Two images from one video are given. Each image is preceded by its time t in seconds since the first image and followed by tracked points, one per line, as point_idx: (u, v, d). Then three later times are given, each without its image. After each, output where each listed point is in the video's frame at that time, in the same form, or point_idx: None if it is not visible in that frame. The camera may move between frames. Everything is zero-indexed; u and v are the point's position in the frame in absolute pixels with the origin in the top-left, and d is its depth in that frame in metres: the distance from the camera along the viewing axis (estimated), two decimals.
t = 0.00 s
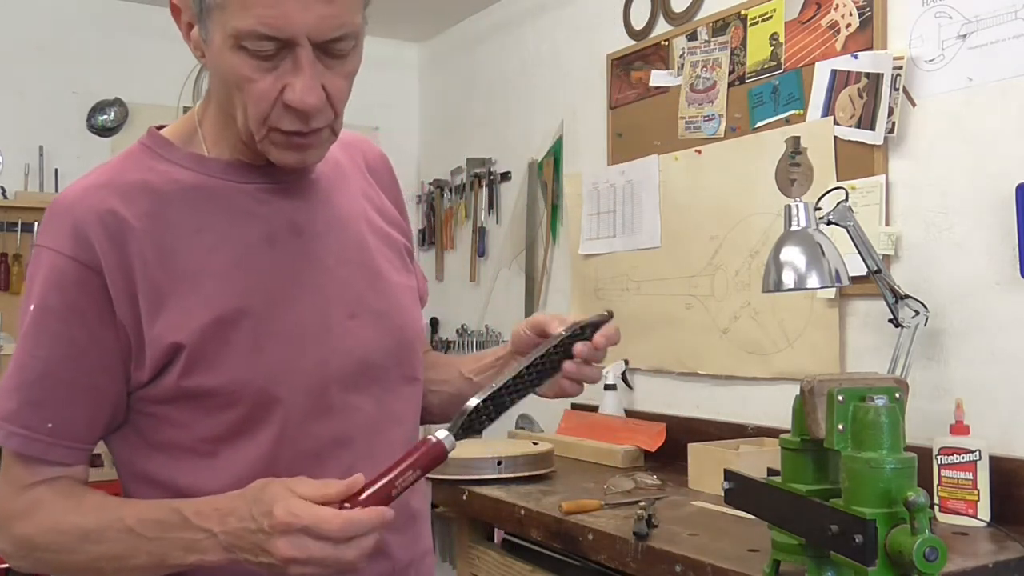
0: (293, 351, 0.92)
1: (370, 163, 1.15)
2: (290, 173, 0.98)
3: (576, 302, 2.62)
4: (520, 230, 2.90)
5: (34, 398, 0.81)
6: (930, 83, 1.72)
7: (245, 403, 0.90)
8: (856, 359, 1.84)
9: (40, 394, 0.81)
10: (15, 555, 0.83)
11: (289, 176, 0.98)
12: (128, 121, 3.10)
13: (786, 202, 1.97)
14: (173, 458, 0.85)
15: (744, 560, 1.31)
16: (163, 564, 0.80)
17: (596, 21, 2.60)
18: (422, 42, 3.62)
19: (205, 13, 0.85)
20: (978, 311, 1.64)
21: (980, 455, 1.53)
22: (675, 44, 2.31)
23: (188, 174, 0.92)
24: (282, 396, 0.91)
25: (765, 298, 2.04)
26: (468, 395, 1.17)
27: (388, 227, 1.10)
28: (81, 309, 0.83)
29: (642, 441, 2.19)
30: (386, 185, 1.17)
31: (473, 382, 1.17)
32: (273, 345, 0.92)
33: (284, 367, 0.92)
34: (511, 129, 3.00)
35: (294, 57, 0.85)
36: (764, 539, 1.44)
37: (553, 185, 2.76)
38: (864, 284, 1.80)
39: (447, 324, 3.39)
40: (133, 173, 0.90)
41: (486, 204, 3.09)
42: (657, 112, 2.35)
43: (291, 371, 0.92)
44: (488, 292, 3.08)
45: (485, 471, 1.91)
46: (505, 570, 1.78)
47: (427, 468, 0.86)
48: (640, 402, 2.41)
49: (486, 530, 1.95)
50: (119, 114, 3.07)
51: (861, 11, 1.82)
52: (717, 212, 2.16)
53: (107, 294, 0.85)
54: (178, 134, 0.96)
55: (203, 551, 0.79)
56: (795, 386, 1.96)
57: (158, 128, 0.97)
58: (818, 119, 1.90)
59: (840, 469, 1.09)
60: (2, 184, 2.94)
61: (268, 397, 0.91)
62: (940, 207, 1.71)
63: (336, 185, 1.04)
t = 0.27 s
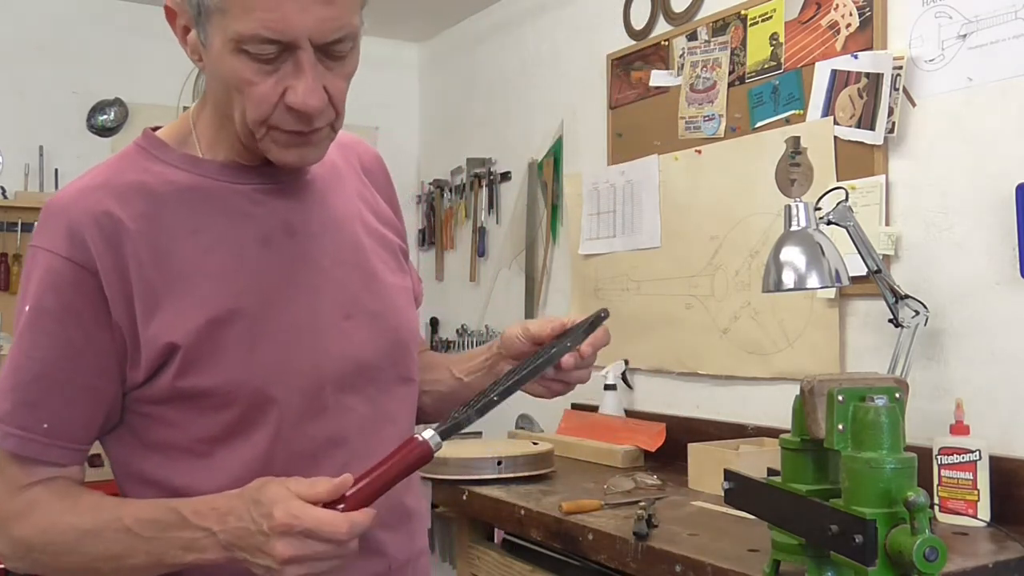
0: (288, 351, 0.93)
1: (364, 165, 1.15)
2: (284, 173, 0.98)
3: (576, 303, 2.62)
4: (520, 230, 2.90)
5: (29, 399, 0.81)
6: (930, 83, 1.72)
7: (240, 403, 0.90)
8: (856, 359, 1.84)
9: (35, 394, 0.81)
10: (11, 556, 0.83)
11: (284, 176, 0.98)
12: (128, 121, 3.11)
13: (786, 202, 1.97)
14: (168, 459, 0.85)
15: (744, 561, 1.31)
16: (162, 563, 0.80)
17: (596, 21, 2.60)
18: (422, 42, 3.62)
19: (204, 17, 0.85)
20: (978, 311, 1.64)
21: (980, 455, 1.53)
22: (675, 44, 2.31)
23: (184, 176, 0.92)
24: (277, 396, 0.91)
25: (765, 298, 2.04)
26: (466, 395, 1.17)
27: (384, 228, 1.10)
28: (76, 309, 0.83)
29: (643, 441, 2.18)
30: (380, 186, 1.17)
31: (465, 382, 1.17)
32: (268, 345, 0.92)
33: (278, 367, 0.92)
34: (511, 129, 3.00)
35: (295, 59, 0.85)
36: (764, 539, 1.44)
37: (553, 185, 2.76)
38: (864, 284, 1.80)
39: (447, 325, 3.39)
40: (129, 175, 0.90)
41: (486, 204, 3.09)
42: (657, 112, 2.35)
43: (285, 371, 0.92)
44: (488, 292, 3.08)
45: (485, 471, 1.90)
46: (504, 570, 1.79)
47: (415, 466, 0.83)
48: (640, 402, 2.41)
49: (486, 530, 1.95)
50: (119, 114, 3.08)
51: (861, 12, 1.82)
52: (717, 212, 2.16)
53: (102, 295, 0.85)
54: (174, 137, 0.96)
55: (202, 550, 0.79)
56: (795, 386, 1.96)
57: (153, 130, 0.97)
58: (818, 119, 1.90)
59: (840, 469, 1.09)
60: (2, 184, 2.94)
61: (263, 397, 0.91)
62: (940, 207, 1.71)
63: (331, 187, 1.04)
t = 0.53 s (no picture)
0: (284, 350, 0.93)
1: (358, 167, 1.15)
2: (278, 174, 0.98)
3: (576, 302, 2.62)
4: (519, 230, 2.90)
5: (27, 400, 0.81)
6: (930, 84, 1.72)
7: (236, 403, 0.90)
8: (856, 359, 1.84)
9: (32, 396, 0.81)
10: (9, 556, 0.83)
11: (277, 176, 0.98)
12: (128, 121, 3.10)
13: (786, 202, 1.97)
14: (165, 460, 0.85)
15: (744, 561, 1.31)
16: (160, 563, 0.81)
17: (596, 21, 2.60)
18: (422, 42, 3.62)
19: (210, 23, 0.85)
20: (978, 311, 1.64)
21: (980, 455, 1.53)
22: (675, 44, 2.31)
23: (178, 177, 0.92)
24: (273, 395, 0.92)
25: (765, 298, 2.04)
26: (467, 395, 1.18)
27: (377, 228, 1.11)
28: (73, 310, 0.83)
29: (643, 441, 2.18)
30: (375, 187, 1.17)
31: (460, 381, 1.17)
32: (264, 345, 0.92)
33: (274, 366, 0.92)
34: (511, 129, 3.00)
35: (305, 65, 0.86)
36: (764, 539, 1.44)
37: (553, 185, 2.76)
38: (864, 284, 1.80)
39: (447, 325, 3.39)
40: (123, 177, 0.90)
41: (486, 204, 3.09)
42: (657, 112, 2.35)
43: (281, 370, 0.92)
44: (488, 292, 3.09)
45: (485, 470, 1.90)
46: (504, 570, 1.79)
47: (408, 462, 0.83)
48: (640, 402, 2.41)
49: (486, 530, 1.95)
50: (119, 114, 3.08)
51: (861, 11, 1.82)
52: (717, 212, 2.16)
53: (98, 296, 0.85)
54: (167, 139, 0.96)
55: (200, 550, 0.79)
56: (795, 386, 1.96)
57: (145, 132, 0.96)
58: (818, 119, 1.90)
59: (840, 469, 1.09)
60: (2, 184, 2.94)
61: (260, 396, 0.91)
62: (940, 207, 1.71)
63: (325, 187, 1.04)
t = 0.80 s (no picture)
0: (279, 351, 0.93)
1: (352, 169, 1.15)
2: (272, 175, 0.98)
3: (576, 302, 2.62)
4: (519, 230, 2.90)
5: (24, 402, 0.81)
6: (930, 83, 1.72)
7: (232, 403, 0.90)
8: (856, 360, 1.84)
9: (29, 397, 0.81)
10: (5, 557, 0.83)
11: (271, 177, 0.98)
12: (128, 121, 3.11)
13: (785, 202, 1.97)
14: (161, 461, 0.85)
15: (744, 560, 1.31)
16: (157, 562, 0.80)
17: (596, 21, 2.60)
18: (422, 42, 3.62)
19: (220, 30, 0.84)
20: (978, 311, 1.64)
21: (980, 454, 1.53)
22: (675, 44, 2.31)
23: (173, 180, 0.92)
24: (268, 396, 0.92)
25: (765, 298, 2.04)
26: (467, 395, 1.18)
27: (371, 229, 1.11)
28: (69, 312, 0.83)
29: (643, 441, 2.18)
30: (369, 189, 1.17)
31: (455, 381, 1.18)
32: (259, 346, 0.92)
33: (270, 367, 0.92)
34: (511, 129, 3.00)
35: (312, 69, 0.86)
36: (764, 539, 1.44)
37: (553, 185, 2.76)
38: (864, 284, 1.80)
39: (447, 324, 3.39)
40: (118, 179, 0.90)
41: (487, 204, 3.09)
42: (657, 112, 2.35)
43: (277, 371, 0.92)
44: (488, 292, 3.09)
45: (484, 471, 1.90)
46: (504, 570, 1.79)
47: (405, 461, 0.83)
48: (640, 402, 2.41)
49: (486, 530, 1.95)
50: (119, 114, 3.08)
51: (861, 11, 1.82)
52: (717, 212, 2.16)
53: (94, 297, 0.85)
54: (162, 143, 0.96)
55: (197, 548, 0.79)
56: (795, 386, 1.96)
57: (140, 135, 0.96)
58: (818, 119, 1.90)
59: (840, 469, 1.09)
60: (2, 184, 2.94)
61: (255, 397, 0.91)
62: (940, 207, 1.71)
63: (320, 189, 1.04)
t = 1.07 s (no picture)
0: (276, 351, 0.93)
1: (348, 171, 1.15)
2: (268, 176, 0.98)
3: (576, 302, 2.62)
4: (519, 230, 2.90)
5: (22, 402, 0.81)
6: (930, 83, 1.72)
7: (230, 403, 0.91)
8: (856, 359, 1.84)
9: (27, 398, 0.81)
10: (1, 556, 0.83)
11: (268, 178, 0.98)
12: (128, 121, 3.10)
13: (785, 202, 1.97)
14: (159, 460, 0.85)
15: (744, 561, 1.31)
16: (154, 560, 0.80)
17: (596, 21, 2.60)
18: (422, 42, 3.62)
19: (220, 32, 0.84)
20: (978, 311, 1.64)
21: (980, 454, 1.53)
22: (675, 44, 2.31)
23: (169, 181, 0.92)
24: (265, 396, 0.92)
25: (765, 298, 2.04)
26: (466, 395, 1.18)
27: (368, 230, 1.11)
28: (66, 314, 0.83)
29: (643, 441, 2.18)
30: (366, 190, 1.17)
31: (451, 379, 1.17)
32: (256, 346, 0.92)
33: (267, 367, 0.92)
34: (511, 129, 3.00)
35: (313, 71, 0.86)
36: (764, 539, 1.44)
37: (553, 185, 2.76)
38: (864, 284, 1.80)
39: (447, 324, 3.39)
40: (115, 181, 0.90)
41: (487, 204, 3.09)
42: (657, 112, 2.35)
43: (274, 371, 0.92)
44: (488, 292, 3.09)
45: (484, 471, 1.90)
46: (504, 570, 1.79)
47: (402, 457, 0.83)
48: (640, 402, 2.41)
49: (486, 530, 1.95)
50: (119, 114, 3.08)
51: (861, 11, 1.82)
52: (716, 212, 2.16)
53: (91, 299, 0.85)
54: (158, 144, 0.95)
55: (196, 544, 0.79)
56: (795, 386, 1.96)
57: (137, 136, 0.96)
58: (818, 119, 1.90)
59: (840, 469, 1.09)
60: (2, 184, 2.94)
61: (252, 397, 0.91)
62: (940, 207, 1.71)
63: (316, 190, 1.04)
